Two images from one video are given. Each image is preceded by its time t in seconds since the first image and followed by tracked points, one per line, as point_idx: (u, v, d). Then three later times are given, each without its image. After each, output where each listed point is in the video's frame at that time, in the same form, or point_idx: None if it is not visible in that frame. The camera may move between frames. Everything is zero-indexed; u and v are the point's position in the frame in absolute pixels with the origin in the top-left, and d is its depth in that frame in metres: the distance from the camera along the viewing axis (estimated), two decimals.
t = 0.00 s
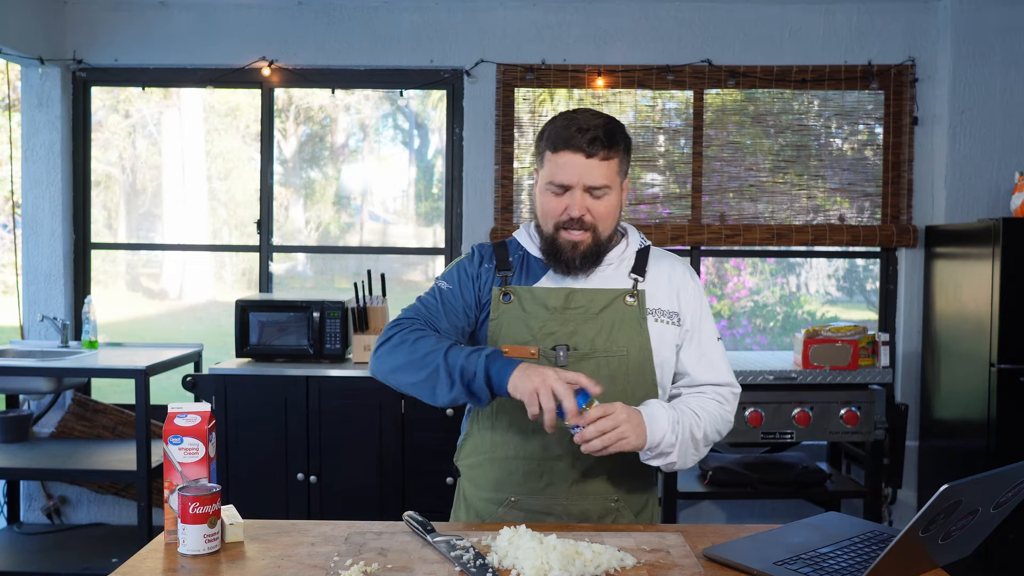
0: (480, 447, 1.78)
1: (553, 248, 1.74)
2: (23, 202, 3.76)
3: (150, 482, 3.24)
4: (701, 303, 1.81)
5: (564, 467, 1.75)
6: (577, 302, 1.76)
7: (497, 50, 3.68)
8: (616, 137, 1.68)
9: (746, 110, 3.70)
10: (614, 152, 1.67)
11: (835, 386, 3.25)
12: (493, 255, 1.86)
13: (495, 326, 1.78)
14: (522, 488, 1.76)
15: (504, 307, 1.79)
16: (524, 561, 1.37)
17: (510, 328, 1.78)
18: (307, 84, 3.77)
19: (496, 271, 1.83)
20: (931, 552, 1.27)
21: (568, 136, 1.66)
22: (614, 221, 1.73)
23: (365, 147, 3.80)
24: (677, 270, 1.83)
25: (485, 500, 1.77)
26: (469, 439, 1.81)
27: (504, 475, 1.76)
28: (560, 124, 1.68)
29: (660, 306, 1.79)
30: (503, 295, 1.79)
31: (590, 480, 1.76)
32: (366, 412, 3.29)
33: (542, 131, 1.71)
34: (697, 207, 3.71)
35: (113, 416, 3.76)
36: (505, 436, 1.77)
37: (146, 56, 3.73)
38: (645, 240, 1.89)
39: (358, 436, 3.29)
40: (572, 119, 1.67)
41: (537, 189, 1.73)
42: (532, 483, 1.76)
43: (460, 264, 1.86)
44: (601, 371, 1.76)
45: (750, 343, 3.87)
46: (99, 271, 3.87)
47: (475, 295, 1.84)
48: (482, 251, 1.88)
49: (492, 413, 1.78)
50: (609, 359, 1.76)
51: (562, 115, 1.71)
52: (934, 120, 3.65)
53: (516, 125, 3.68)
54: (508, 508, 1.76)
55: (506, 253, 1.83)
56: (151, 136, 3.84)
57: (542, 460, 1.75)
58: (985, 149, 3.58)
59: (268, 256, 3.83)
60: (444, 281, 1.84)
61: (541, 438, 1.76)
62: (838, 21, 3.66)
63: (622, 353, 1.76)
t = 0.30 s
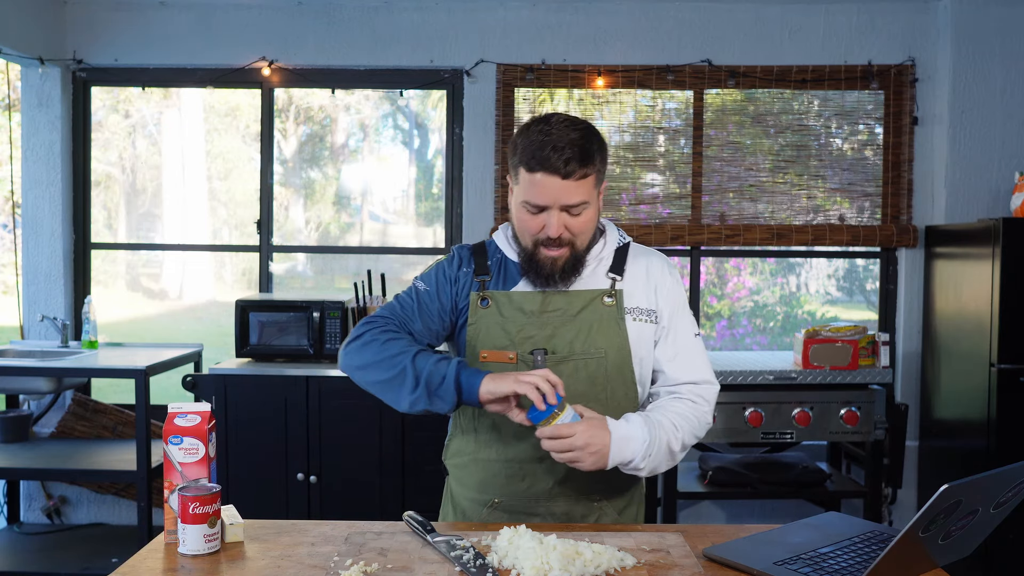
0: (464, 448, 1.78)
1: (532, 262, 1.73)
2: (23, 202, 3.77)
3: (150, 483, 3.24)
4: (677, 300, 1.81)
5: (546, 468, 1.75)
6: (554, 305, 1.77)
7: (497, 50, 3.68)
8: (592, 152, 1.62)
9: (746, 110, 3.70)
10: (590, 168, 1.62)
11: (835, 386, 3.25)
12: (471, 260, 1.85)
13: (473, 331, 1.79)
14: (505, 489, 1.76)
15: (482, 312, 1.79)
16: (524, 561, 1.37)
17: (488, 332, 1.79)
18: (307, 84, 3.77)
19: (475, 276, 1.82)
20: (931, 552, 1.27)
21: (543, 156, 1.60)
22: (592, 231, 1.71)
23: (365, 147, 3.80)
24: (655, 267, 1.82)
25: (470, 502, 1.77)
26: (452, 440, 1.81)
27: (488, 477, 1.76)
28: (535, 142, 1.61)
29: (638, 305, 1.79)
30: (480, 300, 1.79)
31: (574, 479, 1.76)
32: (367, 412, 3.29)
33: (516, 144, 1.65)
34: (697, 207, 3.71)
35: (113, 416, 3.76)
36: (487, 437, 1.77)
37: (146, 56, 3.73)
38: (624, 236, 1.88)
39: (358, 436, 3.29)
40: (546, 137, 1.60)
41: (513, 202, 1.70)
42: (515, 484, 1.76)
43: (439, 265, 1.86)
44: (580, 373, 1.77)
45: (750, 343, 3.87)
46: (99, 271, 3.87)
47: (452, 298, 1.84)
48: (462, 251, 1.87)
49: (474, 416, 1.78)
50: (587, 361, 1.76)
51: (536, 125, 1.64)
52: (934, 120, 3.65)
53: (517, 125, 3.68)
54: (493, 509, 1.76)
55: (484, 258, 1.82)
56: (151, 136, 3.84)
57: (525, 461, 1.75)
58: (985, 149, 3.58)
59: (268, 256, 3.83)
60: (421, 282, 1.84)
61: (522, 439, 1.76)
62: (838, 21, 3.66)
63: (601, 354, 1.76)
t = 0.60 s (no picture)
0: (448, 448, 1.79)
1: (507, 269, 1.75)
2: (23, 202, 3.76)
3: (150, 483, 3.24)
4: (657, 299, 1.81)
5: (528, 469, 1.75)
6: (533, 308, 1.76)
7: (498, 51, 3.68)
8: (565, 159, 1.63)
9: (746, 109, 3.70)
10: (563, 176, 1.63)
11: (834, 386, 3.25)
12: (448, 265, 1.86)
13: (451, 335, 1.78)
14: (488, 490, 1.76)
15: (460, 317, 1.78)
16: (525, 561, 1.37)
17: (467, 337, 1.78)
18: (307, 84, 3.77)
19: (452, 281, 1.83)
20: (932, 552, 1.26)
21: (516, 165, 1.60)
22: (565, 237, 1.72)
23: (365, 147, 3.80)
24: (635, 268, 1.82)
25: (452, 503, 1.77)
26: (434, 442, 1.81)
27: (470, 478, 1.76)
28: (508, 150, 1.61)
29: (618, 305, 1.79)
30: (459, 305, 1.78)
31: (556, 480, 1.76)
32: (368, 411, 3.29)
33: (489, 151, 1.65)
34: (697, 207, 3.71)
35: (113, 416, 3.76)
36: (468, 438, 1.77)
37: (146, 56, 3.73)
38: (603, 234, 1.89)
39: (359, 435, 3.29)
40: (520, 145, 1.61)
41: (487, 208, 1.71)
42: (497, 486, 1.76)
43: (416, 273, 1.87)
44: (559, 376, 1.76)
45: (750, 343, 3.87)
46: (99, 271, 3.87)
47: (429, 305, 1.85)
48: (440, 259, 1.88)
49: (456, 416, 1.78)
50: (566, 364, 1.76)
51: (509, 131, 1.65)
52: (934, 120, 3.65)
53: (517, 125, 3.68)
54: (476, 510, 1.76)
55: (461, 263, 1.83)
56: (151, 136, 3.84)
57: (506, 462, 1.75)
58: (985, 149, 3.58)
59: (268, 256, 3.83)
60: (398, 291, 1.85)
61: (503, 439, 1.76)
62: (839, 21, 3.66)
63: (580, 357, 1.76)
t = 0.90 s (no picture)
0: (442, 451, 1.79)
1: (498, 266, 1.74)
2: (22, 202, 3.76)
3: (150, 483, 3.24)
4: (644, 290, 1.81)
5: (525, 467, 1.75)
6: (523, 304, 1.78)
7: (498, 51, 3.68)
8: (551, 152, 1.63)
9: (746, 109, 3.70)
10: (550, 169, 1.62)
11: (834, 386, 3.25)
12: (438, 265, 1.86)
13: (443, 335, 1.79)
14: (485, 490, 1.75)
15: (451, 317, 1.80)
16: (525, 561, 1.37)
17: (459, 336, 1.79)
18: (307, 84, 3.77)
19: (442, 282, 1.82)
20: (932, 552, 1.27)
21: (501, 160, 1.60)
22: (554, 231, 1.71)
23: (365, 147, 3.80)
24: (623, 260, 1.83)
25: (450, 504, 1.77)
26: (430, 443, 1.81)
27: (467, 478, 1.76)
28: (492, 146, 1.61)
29: (607, 297, 1.80)
30: (450, 305, 1.80)
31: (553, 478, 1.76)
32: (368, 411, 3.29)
33: (474, 148, 1.65)
34: (697, 207, 3.71)
35: (113, 416, 3.76)
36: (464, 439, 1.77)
37: (146, 56, 3.73)
38: (589, 230, 1.87)
39: (360, 435, 3.29)
40: (505, 140, 1.60)
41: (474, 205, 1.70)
42: (495, 485, 1.75)
43: (405, 273, 1.86)
44: (552, 371, 1.77)
45: (750, 343, 3.87)
46: (99, 271, 3.87)
47: (419, 304, 1.85)
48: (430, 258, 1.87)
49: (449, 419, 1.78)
50: (559, 359, 1.77)
51: (492, 128, 1.64)
52: (934, 120, 3.65)
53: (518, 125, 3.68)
54: (474, 511, 1.75)
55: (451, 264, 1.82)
56: (151, 136, 3.84)
57: (502, 461, 1.75)
58: (985, 150, 3.58)
59: (268, 256, 3.84)
60: (387, 289, 1.85)
61: (498, 440, 1.76)
62: (839, 21, 3.65)
63: (572, 351, 1.77)
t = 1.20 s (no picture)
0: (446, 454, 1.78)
1: (503, 267, 1.74)
2: (23, 202, 3.76)
3: (150, 483, 3.24)
4: (651, 293, 1.83)
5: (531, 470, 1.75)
6: (530, 307, 1.77)
7: (498, 51, 3.68)
8: (557, 153, 1.63)
9: (746, 109, 3.70)
10: (556, 170, 1.63)
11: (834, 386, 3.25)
12: (438, 266, 1.85)
13: (448, 337, 1.77)
14: (490, 492, 1.76)
15: (457, 318, 1.78)
16: (525, 561, 1.37)
17: (465, 338, 1.77)
18: (307, 84, 3.77)
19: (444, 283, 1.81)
20: (932, 551, 1.27)
21: (507, 161, 1.61)
22: (560, 232, 1.72)
23: (365, 147, 3.80)
24: (629, 264, 1.83)
25: (455, 506, 1.77)
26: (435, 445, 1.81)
27: (472, 481, 1.76)
28: (497, 147, 1.62)
29: (614, 301, 1.80)
30: (455, 306, 1.78)
31: (558, 481, 1.76)
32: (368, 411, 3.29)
33: (480, 150, 1.65)
34: (697, 207, 3.71)
35: (113, 416, 3.76)
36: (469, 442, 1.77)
37: (146, 56, 3.73)
38: (593, 231, 1.89)
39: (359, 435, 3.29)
40: (511, 142, 1.61)
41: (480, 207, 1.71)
42: (500, 487, 1.76)
43: (402, 276, 1.85)
44: (559, 374, 1.76)
45: (750, 343, 3.87)
46: (99, 271, 3.87)
47: (418, 306, 1.84)
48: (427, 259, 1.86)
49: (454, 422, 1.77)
50: (566, 361, 1.76)
51: (497, 129, 1.65)
52: (935, 121, 3.65)
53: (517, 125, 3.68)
54: (479, 513, 1.76)
55: (453, 264, 1.81)
56: (151, 136, 3.84)
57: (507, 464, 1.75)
58: (985, 149, 3.58)
59: (268, 256, 3.84)
60: (384, 295, 1.84)
61: (504, 444, 1.76)
62: (839, 21, 3.65)
63: (579, 354, 1.76)
